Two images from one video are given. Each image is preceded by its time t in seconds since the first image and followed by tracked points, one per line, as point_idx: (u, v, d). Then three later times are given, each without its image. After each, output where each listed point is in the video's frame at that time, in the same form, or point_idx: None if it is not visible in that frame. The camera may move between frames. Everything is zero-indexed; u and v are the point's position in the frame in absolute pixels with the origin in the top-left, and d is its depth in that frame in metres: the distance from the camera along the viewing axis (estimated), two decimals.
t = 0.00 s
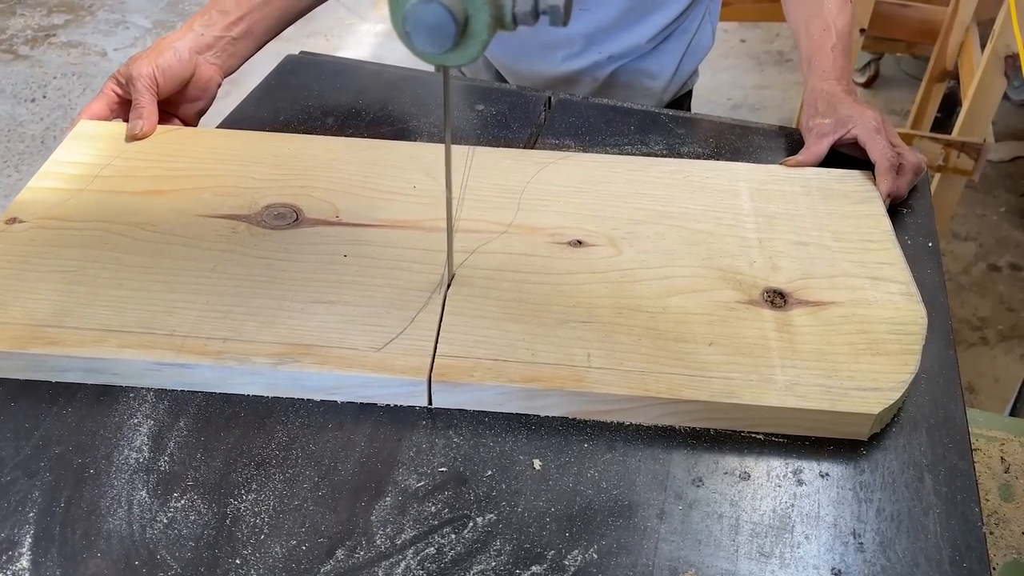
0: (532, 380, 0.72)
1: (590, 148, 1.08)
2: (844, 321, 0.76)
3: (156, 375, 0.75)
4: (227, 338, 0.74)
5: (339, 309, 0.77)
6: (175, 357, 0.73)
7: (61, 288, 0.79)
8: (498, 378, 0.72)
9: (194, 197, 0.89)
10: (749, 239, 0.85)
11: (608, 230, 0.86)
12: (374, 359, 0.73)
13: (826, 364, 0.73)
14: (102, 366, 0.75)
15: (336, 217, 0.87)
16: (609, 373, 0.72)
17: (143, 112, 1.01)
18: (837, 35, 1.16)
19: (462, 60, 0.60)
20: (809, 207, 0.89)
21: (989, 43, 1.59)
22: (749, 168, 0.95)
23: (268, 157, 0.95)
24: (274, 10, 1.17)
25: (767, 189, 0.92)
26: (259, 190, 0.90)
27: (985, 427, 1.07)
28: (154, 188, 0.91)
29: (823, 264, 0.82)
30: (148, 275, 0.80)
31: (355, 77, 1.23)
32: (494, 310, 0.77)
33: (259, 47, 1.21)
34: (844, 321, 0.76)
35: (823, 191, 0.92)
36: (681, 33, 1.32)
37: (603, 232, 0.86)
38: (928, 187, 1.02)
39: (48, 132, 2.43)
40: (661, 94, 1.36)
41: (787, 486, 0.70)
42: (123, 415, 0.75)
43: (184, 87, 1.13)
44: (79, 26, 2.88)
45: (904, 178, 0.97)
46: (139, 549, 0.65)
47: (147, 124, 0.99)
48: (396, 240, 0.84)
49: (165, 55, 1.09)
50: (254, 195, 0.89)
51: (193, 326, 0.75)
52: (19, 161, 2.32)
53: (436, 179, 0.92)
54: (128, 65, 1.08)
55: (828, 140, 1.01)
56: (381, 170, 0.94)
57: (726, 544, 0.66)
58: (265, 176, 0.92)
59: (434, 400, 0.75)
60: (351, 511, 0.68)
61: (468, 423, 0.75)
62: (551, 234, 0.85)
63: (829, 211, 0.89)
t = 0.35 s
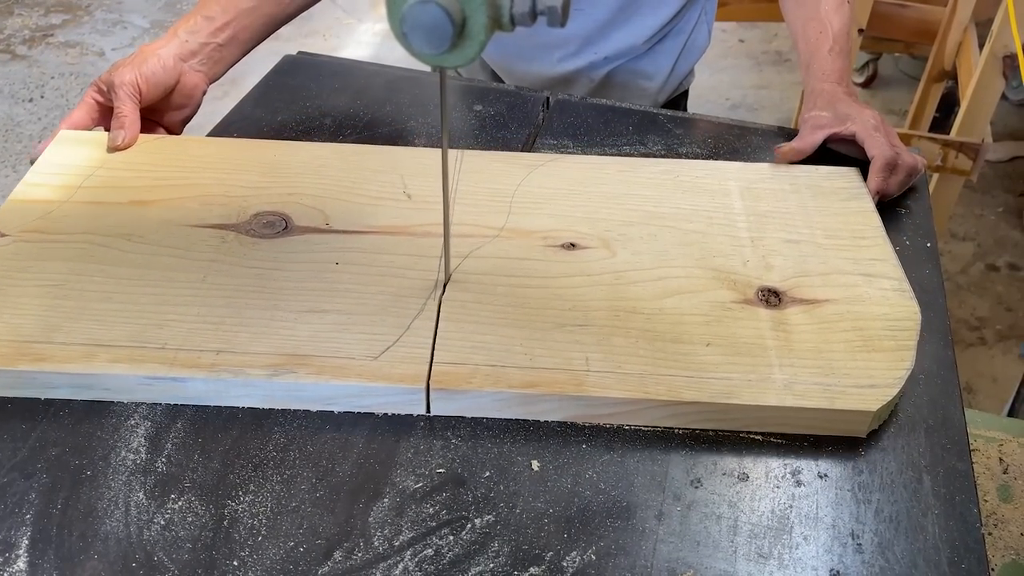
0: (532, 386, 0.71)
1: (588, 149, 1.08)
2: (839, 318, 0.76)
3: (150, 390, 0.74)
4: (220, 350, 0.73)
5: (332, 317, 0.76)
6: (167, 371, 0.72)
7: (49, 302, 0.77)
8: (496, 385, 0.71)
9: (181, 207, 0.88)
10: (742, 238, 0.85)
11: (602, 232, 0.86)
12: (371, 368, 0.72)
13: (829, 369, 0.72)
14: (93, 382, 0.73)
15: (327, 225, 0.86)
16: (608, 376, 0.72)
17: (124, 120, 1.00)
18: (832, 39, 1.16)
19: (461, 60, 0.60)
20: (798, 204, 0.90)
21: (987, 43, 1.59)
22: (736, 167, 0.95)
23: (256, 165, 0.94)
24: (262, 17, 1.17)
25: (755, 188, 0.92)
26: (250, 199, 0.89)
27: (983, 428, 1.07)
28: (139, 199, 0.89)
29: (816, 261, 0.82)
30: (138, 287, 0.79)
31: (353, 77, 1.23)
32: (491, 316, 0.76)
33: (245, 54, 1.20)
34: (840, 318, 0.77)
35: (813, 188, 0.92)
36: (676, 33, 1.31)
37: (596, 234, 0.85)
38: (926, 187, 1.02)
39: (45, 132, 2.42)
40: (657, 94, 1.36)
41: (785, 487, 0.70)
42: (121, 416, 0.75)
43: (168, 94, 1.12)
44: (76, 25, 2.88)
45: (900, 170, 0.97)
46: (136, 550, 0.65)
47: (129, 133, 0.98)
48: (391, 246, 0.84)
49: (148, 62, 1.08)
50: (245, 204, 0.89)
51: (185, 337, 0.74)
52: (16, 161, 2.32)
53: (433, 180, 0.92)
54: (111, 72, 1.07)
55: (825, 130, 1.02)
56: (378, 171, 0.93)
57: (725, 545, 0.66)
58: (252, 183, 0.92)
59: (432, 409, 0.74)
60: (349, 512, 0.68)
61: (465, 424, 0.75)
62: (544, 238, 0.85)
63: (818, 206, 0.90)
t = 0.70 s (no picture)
0: (537, 384, 0.71)
1: (587, 148, 1.08)
2: (834, 309, 0.77)
3: (150, 400, 0.73)
4: (221, 357, 0.72)
5: (330, 321, 0.75)
6: (169, 381, 0.71)
7: (42, 313, 0.75)
8: (502, 385, 0.71)
9: (173, 213, 0.87)
10: (734, 232, 0.85)
11: (596, 230, 0.86)
12: (374, 372, 0.72)
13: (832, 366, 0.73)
14: (92, 394, 0.72)
15: (321, 229, 0.85)
16: (612, 373, 0.72)
17: (143, 126, 0.99)
18: (838, 36, 1.16)
19: (463, 59, 0.60)
20: (787, 198, 0.90)
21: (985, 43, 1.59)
22: (723, 161, 0.95)
23: (246, 170, 0.93)
24: (274, 18, 1.18)
25: (744, 181, 0.92)
26: (241, 204, 0.88)
27: (981, 426, 1.07)
28: (128, 207, 0.87)
29: (809, 253, 0.83)
30: (133, 296, 0.77)
31: (355, 77, 1.23)
32: (491, 316, 0.76)
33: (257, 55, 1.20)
34: (835, 310, 0.77)
35: (801, 180, 0.93)
36: (680, 34, 1.32)
37: (591, 231, 0.85)
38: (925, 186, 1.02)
39: (44, 132, 2.42)
40: (659, 94, 1.37)
41: (785, 484, 0.70)
42: (123, 413, 0.75)
43: (184, 98, 1.11)
44: (76, 26, 2.88)
45: (889, 167, 0.98)
46: (138, 547, 0.65)
47: (148, 139, 0.97)
48: (389, 249, 0.83)
49: (164, 65, 1.08)
50: (236, 209, 0.87)
51: (186, 347, 0.73)
52: (16, 162, 2.32)
53: (433, 178, 0.92)
54: (125, 78, 1.07)
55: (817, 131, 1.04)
56: (379, 168, 0.94)
57: (724, 542, 0.66)
58: (241, 188, 0.90)
59: (436, 411, 0.74)
60: (350, 509, 0.68)
61: (465, 421, 0.75)
62: (539, 237, 0.85)
63: (807, 200, 0.90)
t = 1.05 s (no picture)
0: (546, 383, 0.71)
1: (588, 147, 1.08)
2: (831, 299, 0.78)
3: (153, 414, 0.72)
4: (225, 368, 0.71)
5: (331, 328, 0.74)
6: (175, 393, 0.70)
7: (36, 331, 0.74)
8: (509, 385, 0.71)
9: (165, 223, 0.85)
10: (728, 226, 0.86)
11: (592, 227, 0.86)
12: (382, 376, 0.71)
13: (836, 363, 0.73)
14: (92, 411, 0.71)
15: (316, 235, 0.84)
16: (618, 369, 0.72)
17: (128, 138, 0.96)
18: (841, 38, 1.16)
19: (467, 58, 0.60)
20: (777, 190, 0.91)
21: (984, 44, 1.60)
22: (710, 155, 0.96)
23: (236, 177, 0.92)
24: (259, 19, 1.13)
25: (733, 175, 0.93)
26: (233, 212, 0.87)
27: (981, 424, 1.08)
28: (119, 218, 0.86)
29: (803, 245, 0.84)
30: (131, 309, 0.76)
31: (358, 77, 1.23)
32: (495, 317, 0.76)
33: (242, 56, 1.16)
34: (835, 303, 0.78)
35: (788, 172, 0.94)
36: (684, 33, 1.32)
37: (586, 230, 0.86)
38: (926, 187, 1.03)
39: (44, 132, 2.42)
40: (663, 94, 1.37)
41: (786, 482, 0.71)
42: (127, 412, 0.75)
43: (167, 105, 1.08)
44: (76, 25, 2.88)
45: (877, 163, 0.98)
46: (142, 545, 0.65)
47: (132, 151, 0.94)
48: (387, 254, 0.82)
49: (147, 71, 1.04)
50: (228, 218, 0.86)
51: (187, 359, 0.72)
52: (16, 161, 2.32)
53: (434, 176, 0.93)
54: (108, 85, 1.03)
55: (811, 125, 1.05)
56: (380, 167, 0.94)
57: (726, 540, 0.67)
58: (231, 197, 0.89)
59: (445, 413, 0.74)
60: (353, 507, 0.68)
61: (467, 420, 0.75)
62: (533, 237, 0.85)
63: (796, 190, 0.91)
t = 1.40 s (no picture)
0: (549, 383, 0.71)
1: (587, 146, 1.09)
2: (825, 291, 0.79)
3: (153, 428, 0.71)
4: (226, 378, 0.70)
5: (330, 338, 0.74)
6: (176, 406, 0.69)
7: (28, 347, 0.72)
8: (513, 386, 0.71)
9: (154, 234, 0.84)
10: (720, 221, 0.87)
11: (586, 226, 0.86)
12: (385, 382, 0.71)
13: (837, 364, 0.73)
14: (90, 427, 0.70)
15: (309, 242, 0.84)
16: (620, 367, 0.72)
17: (124, 146, 0.95)
18: (845, 36, 1.16)
19: (464, 56, 0.60)
20: (766, 185, 0.92)
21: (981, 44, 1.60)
22: (696, 152, 0.97)
23: (223, 185, 0.91)
24: (254, 23, 1.11)
25: (720, 170, 0.94)
26: (222, 220, 0.86)
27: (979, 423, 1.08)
28: (107, 230, 0.84)
29: (794, 238, 0.85)
30: (125, 322, 0.75)
31: (355, 77, 1.23)
32: (494, 319, 0.76)
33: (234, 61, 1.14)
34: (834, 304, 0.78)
35: (775, 167, 0.95)
36: (681, 33, 1.32)
37: (581, 229, 0.86)
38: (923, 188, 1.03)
39: (43, 132, 2.42)
40: (660, 94, 1.37)
41: (784, 481, 0.71)
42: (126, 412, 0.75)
43: (163, 111, 1.07)
44: (75, 26, 2.88)
45: (865, 160, 0.99)
46: (140, 544, 0.65)
47: (131, 159, 0.93)
48: (379, 257, 0.82)
49: (142, 79, 1.03)
50: (220, 226, 0.85)
51: (186, 371, 0.71)
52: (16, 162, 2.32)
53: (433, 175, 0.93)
54: (104, 94, 1.01)
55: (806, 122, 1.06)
56: (380, 166, 0.94)
57: (724, 538, 0.67)
58: (218, 205, 0.88)
59: (448, 416, 0.74)
60: (351, 506, 0.68)
61: (467, 423, 0.75)
62: (529, 237, 0.85)
63: (785, 184, 0.92)
